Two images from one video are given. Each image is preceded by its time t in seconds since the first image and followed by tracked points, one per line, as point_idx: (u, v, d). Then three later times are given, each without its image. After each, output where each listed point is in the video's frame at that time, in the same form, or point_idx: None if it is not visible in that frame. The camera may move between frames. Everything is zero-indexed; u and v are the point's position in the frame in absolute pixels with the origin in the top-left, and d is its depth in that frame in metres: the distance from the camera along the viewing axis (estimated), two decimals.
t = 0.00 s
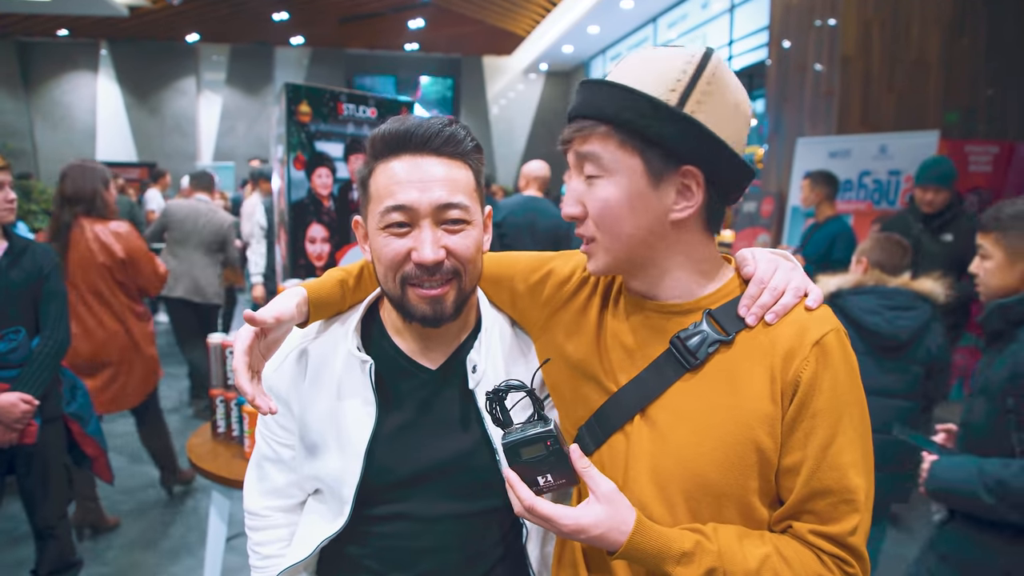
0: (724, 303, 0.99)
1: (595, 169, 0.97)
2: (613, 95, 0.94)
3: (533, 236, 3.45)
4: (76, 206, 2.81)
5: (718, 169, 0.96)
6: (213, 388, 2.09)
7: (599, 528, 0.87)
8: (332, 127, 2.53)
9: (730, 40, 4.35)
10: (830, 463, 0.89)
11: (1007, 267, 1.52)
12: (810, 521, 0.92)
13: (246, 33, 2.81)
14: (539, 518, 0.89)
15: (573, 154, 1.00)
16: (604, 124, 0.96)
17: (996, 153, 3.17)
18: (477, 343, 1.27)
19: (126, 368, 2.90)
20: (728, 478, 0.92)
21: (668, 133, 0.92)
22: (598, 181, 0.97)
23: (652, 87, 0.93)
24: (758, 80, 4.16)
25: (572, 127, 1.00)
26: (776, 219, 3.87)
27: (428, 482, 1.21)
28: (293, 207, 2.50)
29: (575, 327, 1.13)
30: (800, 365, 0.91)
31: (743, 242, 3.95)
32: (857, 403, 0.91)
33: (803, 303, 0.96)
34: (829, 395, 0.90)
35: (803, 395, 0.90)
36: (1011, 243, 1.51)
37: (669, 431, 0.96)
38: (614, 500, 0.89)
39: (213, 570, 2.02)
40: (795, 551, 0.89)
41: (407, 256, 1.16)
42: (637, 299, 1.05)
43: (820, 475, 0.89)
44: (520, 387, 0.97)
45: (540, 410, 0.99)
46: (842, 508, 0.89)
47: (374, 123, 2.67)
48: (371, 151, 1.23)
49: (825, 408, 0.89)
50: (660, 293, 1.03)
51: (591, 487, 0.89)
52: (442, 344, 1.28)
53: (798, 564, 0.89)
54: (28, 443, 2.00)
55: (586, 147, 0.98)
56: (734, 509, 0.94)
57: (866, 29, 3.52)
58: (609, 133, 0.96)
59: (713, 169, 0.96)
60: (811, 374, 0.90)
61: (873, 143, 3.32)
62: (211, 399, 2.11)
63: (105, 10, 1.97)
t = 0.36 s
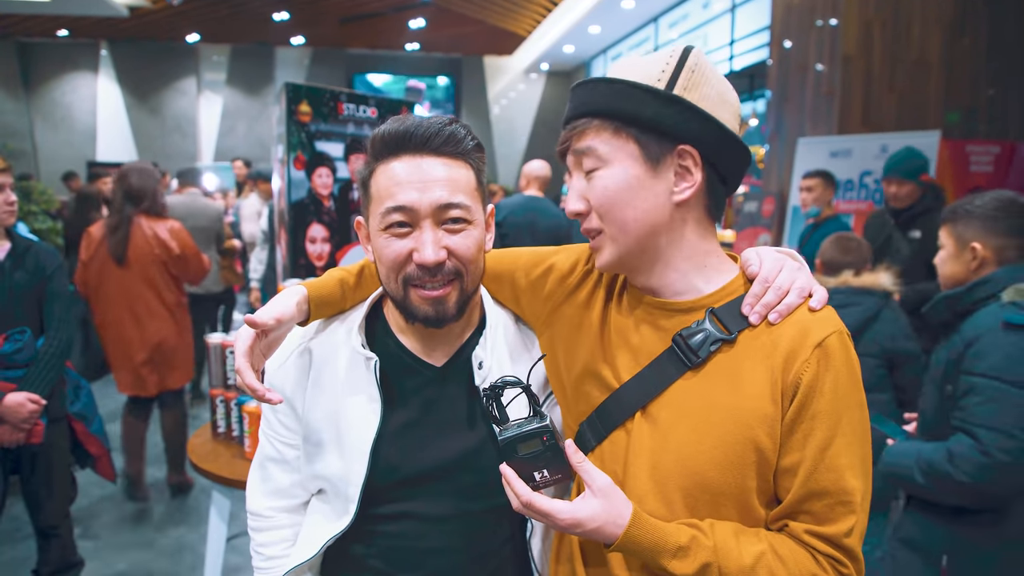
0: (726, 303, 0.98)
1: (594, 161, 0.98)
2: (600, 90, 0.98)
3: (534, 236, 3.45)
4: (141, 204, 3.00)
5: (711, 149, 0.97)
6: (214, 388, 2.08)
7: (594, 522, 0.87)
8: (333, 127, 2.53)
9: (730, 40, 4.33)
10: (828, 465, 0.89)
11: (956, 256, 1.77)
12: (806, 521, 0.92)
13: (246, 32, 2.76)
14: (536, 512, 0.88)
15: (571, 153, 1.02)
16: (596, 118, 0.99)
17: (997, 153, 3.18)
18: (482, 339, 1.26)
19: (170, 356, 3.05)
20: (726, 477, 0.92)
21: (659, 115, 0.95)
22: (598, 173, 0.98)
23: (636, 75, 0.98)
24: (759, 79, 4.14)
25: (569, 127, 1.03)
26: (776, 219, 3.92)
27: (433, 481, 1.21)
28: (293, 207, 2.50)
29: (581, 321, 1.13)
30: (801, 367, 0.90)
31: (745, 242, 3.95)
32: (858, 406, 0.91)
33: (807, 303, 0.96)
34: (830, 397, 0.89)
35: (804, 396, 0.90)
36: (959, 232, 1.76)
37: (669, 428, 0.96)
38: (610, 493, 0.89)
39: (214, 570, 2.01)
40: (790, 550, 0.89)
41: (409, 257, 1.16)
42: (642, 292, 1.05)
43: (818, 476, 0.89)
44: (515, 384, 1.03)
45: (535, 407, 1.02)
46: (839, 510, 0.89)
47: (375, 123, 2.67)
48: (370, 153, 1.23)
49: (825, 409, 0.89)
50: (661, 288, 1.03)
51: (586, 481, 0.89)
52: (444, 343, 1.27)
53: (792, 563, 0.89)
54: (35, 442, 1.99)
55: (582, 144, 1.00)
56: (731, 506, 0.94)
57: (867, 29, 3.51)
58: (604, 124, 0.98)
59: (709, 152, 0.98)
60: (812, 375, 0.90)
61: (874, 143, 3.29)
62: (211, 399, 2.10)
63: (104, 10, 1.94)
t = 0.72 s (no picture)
0: (721, 297, 1.02)
1: (594, 156, 1.02)
2: (602, 86, 1.01)
3: (530, 235, 3.45)
4: (150, 203, 3.53)
5: (709, 149, 1.02)
6: (208, 387, 2.08)
7: (587, 513, 0.89)
8: (328, 125, 2.51)
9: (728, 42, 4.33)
10: (815, 457, 0.92)
11: (923, 250, 2.06)
12: (792, 512, 0.95)
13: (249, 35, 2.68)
14: (529, 507, 0.90)
15: (570, 147, 1.06)
16: (598, 113, 1.02)
17: (992, 152, 3.09)
18: (484, 329, 1.28)
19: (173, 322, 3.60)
20: (717, 469, 0.95)
21: (663, 114, 0.99)
22: (598, 167, 1.02)
23: (637, 72, 1.01)
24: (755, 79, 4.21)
25: (569, 121, 1.06)
26: (772, 219, 3.94)
27: (429, 477, 1.20)
28: (288, 205, 2.49)
29: (580, 316, 1.16)
30: (791, 363, 0.93)
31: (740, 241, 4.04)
32: (846, 401, 0.94)
33: (799, 299, 0.98)
34: (819, 391, 0.92)
35: (793, 391, 0.92)
36: (928, 227, 2.05)
37: (664, 421, 0.99)
38: (599, 484, 0.91)
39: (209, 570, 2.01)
40: (777, 540, 0.92)
41: (405, 249, 1.16)
42: (640, 286, 1.08)
43: (805, 468, 0.92)
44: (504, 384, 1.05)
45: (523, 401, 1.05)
46: (824, 501, 0.92)
47: (370, 121, 2.65)
48: (368, 150, 1.23)
49: (813, 404, 0.92)
50: (658, 280, 1.06)
51: (577, 474, 0.91)
52: (444, 334, 1.27)
53: (779, 552, 0.91)
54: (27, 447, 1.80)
55: (582, 138, 1.03)
56: (721, 496, 0.97)
57: (863, 29, 3.57)
58: (606, 121, 1.02)
59: (708, 150, 1.02)
60: (801, 370, 0.92)
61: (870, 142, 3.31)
62: (206, 398, 2.10)
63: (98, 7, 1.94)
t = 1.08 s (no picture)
0: (709, 295, 1.04)
1: (603, 178, 1.00)
2: (612, 109, 0.98)
3: (530, 236, 3.43)
4: (149, 195, 3.48)
5: (707, 162, 1.06)
6: (206, 387, 2.08)
7: (577, 493, 0.91)
8: (325, 125, 2.52)
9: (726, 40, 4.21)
10: (798, 443, 0.95)
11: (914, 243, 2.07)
12: (776, 497, 0.97)
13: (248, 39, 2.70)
14: (521, 489, 0.93)
15: (570, 167, 1.02)
16: (603, 134, 0.99)
17: (988, 151, 3.20)
18: (484, 326, 1.28)
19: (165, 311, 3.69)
20: (706, 455, 0.98)
21: (669, 134, 1.00)
22: (609, 189, 1.00)
23: (637, 92, 1.00)
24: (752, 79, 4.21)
25: (565, 140, 1.02)
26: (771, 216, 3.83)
27: (429, 474, 1.20)
28: (286, 204, 2.49)
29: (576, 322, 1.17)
30: (775, 351, 0.97)
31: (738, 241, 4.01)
32: (829, 391, 0.97)
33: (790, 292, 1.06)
34: (801, 378, 0.96)
35: (777, 378, 0.96)
36: (921, 223, 2.05)
37: (656, 409, 1.02)
38: (587, 465, 0.94)
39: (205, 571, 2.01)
40: (762, 524, 0.95)
41: (407, 242, 1.16)
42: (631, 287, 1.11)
43: (789, 453, 0.95)
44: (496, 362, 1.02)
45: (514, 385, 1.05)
46: (807, 486, 0.95)
47: (367, 120, 2.65)
48: (367, 145, 1.23)
49: (797, 391, 0.95)
50: (656, 281, 1.08)
51: (566, 455, 0.94)
52: (440, 330, 1.28)
53: (764, 536, 0.94)
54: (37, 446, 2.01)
55: (587, 160, 1.00)
56: (710, 483, 1.00)
57: (860, 28, 3.56)
58: (610, 141, 1.00)
59: (703, 161, 1.06)
60: (784, 358, 0.96)
61: (867, 142, 3.29)
62: (203, 398, 2.10)
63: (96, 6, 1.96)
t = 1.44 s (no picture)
0: (713, 294, 1.06)
1: (610, 185, 0.99)
2: (621, 115, 0.98)
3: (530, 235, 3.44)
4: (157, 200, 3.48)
5: (713, 163, 1.06)
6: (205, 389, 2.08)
7: (604, 498, 0.91)
8: (324, 126, 2.51)
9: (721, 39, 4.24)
10: (807, 438, 0.97)
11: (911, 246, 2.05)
12: (787, 492, 0.98)
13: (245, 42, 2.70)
14: (547, 498, 0.92)
15: (577, 175, 1.01)
16: (612, 142, 0.99)
17: (988, 151, 3.22)
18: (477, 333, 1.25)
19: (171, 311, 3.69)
20: (716, 452, 0.98)
21: (675, 140, 0.99)
22: (618, 197, 0.99)
23: (647, 100, 1.00)
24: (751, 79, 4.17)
25: (572, 147, 1.01)
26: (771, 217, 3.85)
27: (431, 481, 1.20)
28: (285, 206, 2.49)
29: (572, 327, 1.17)
30: (784, 348, 0.98)
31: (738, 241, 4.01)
32: (831, 385, 1.00)
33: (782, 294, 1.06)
34: (808, 374, 0.98)
35: (786, 375, 0.98)
36: (917, 225, 2.06)
37: (665, 409, 1.02)
38: (611, 470, 0.93)
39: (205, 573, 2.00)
40: (778, 520, 0.96)
41: (400, 254, 1.15)
42: (630, 291, 1.12)
43: (799, 448, 0.97)
44: (516, 369, 1.04)
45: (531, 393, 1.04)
46: (817, 479, 0.96)
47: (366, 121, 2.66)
48: (332, 160, 1.22)
49: (805, 387, 0.97)
50: (664, 281, 1.08)
51: (589, 462, 0.94)
52: (431, 338, 1.27)
53: (781, 531, 0.95)
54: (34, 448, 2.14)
55: (597, 167, 0.99)
56: (721, 482, 1.00)
57: (859, 29, 3.55)
58: (620, 148, 0.99)
59: (709, 164, 1.06)
60: (793, 355, 0.98)
61: (865, 142, 3.29)
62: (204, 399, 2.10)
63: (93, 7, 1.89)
